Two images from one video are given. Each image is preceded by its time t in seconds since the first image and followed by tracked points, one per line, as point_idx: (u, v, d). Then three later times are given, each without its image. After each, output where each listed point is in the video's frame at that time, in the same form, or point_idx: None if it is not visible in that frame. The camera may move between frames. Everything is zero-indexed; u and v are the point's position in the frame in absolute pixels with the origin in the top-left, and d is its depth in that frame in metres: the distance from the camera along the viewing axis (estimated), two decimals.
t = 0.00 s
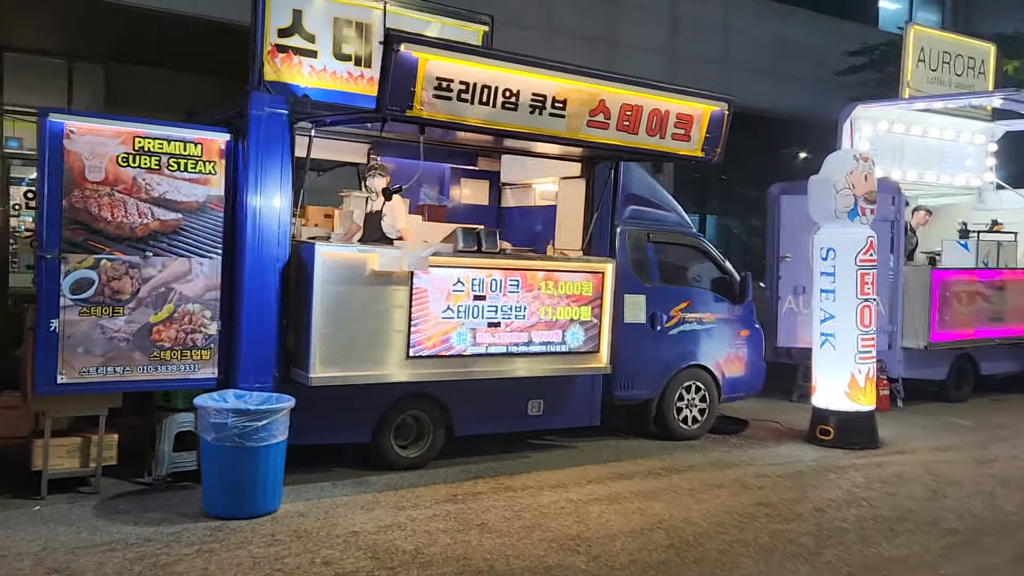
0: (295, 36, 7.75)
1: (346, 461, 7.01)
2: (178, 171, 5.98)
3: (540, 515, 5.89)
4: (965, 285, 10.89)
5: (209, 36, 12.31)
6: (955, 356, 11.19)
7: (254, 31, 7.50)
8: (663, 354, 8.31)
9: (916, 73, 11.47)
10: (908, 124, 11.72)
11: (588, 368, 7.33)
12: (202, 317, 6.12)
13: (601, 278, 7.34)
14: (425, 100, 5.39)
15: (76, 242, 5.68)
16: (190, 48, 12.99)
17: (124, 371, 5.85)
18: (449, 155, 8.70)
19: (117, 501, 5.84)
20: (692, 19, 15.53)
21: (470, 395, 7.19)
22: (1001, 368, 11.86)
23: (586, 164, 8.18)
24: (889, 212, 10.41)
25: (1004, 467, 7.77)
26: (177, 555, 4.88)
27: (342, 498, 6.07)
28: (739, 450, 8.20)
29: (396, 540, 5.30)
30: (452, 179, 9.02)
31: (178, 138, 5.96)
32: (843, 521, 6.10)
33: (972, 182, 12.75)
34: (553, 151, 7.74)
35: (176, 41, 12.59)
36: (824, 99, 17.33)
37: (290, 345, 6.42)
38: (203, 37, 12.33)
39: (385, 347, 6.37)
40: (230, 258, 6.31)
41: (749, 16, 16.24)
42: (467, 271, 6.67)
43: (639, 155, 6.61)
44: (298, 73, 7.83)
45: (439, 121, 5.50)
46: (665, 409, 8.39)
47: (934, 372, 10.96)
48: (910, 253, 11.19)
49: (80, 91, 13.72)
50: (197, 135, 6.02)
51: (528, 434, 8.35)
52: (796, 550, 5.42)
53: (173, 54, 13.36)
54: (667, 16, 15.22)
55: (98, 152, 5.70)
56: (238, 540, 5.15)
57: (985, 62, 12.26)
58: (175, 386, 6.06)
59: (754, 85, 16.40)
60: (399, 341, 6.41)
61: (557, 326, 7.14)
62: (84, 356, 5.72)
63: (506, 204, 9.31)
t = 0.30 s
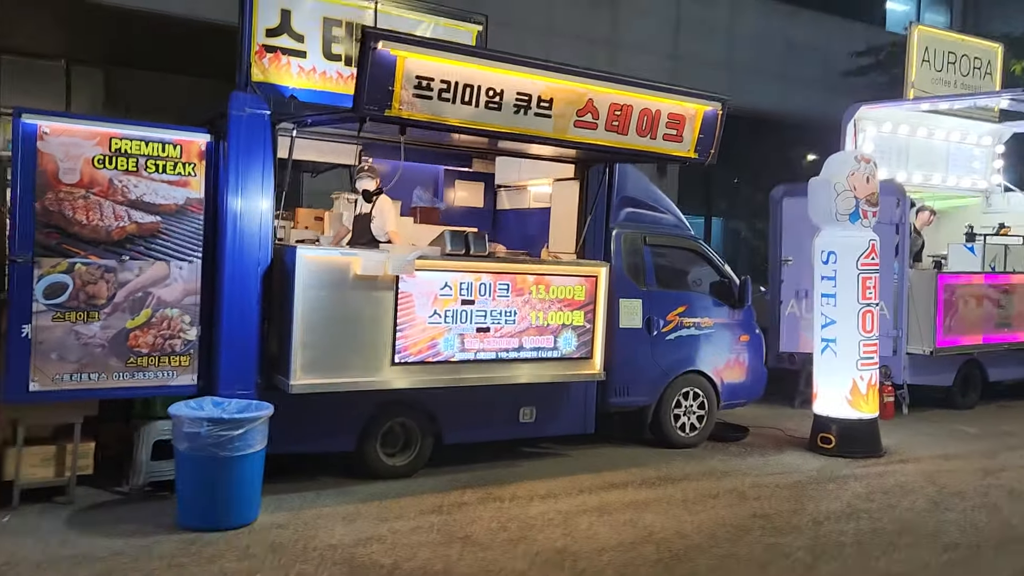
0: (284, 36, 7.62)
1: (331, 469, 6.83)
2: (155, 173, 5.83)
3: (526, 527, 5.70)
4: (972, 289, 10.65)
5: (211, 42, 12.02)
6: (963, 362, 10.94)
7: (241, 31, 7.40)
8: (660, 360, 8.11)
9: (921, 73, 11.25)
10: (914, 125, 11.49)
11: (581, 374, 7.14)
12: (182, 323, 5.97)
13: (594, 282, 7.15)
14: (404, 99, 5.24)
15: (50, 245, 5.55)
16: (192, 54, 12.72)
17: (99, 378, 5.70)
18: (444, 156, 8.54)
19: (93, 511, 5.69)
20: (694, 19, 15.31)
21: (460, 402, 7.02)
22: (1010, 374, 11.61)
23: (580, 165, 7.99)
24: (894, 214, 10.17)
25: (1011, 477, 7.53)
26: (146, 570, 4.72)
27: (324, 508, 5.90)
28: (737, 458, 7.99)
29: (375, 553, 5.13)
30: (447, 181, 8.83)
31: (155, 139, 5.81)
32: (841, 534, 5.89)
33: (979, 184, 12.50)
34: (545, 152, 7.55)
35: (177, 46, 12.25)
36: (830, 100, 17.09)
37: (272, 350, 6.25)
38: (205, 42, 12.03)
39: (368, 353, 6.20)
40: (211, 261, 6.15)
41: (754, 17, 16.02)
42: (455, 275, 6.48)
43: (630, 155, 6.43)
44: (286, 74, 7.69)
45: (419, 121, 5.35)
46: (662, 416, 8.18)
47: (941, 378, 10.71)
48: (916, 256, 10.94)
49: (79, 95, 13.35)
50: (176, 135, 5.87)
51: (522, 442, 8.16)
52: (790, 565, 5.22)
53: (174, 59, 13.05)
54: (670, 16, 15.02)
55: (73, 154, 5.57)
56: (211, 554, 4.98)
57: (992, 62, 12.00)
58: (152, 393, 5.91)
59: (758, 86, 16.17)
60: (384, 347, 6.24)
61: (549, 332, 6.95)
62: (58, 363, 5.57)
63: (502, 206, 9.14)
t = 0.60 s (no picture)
0: (276, 31, 7.57)
1: (323, 470, 6.72)
2: (140, 170, 5.76)
3: (516, 530, 5.57)
4: (984, 288, 10.42)
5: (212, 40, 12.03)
6: (975, 362, 10.70)
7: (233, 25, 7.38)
8: (660, 360, 7.95)
9: (932, 67, 11.03)
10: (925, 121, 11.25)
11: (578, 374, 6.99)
12: (168, 322, 5.89)
13: (590, 280, 7.01)
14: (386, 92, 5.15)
15: (32, 243, 5.49)
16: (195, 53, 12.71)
17: (84, 378, 5.64)
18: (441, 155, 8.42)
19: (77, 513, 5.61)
20: (703, 15, 15.11)
21: (454, 402, 6.89)
22: None
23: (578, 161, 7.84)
24: (903, 211, 9.97)
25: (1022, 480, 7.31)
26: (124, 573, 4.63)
27: (311, 511, 5.79)
28: (740, 460, 7.81)
29: (359, 557, 5.01)
30: (445, 179, 8.82)
31: (139, 135, 5.74)
32: (841, 538, 5.71)
33: (993, 180, 12.24)
34: (542, 147, 7.41)
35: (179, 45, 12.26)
36: (842, 96, 16.84)
37: (260, 350, 6.15)
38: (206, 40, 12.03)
39: (357, 353, 6.09)
40: (197, 259, 6.06)
41: (764, 13, 15.80)
42: (446, 273, 6.36)
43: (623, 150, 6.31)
44: (279, 69, 7.56)
45: (401, 114, 5.23)
46: (662, 418, 8.03)
47: (952, 379, 10.48)
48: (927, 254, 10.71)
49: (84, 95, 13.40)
50: (161, 131, 5.80)
51: (521, 442, 8.03)
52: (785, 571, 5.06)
53: (178, 58, 13.05)
54: (677, 12, 14.83)
55: (56, 150, 5.51)
56: (191, 557, 4.87)
57: (1005, 55, 11.73)
58: (138, 393, 5.83)
59: (769, 83, 15.95)
60: (373, 346, 6.14)
61: (544, 331, 6.81)
62: (40, 362, 5.51)
63: (500, 204, 8.99)
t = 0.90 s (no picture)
0: (272, 25, 7.47)
1: (312, 470, 6.65)
2: (125, 165, 5.68)
3: (500, 533, 5.46)
4: (999, 287, 10.16)
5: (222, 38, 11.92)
6: (991, 364, 10.43)
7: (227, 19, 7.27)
8: (660, 359, 7.79)
9: (949, 61, 10.72)
10: (940, 116, 10.96)
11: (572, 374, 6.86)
12: (153, 319, 5.82)
13: (586, 278, 6.87)
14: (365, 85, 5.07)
15: (15, 238, 5.45)
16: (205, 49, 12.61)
17: (66, 374, 5.59)
18: (436, 149, 8.26)
19: (60, 510, 5.57)
20: (717, 10, 14.87)
21: (446, 401, 6.78)
22: None
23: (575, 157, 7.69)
24: (917, 209, 9.71)
25: None
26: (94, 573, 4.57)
27: (294, 511, 5.71)
28: (741, 463, 7.64)
29: (335, 559, 4.92)
30: (443, 176, 8.63)
31: (124, 129, 5.66)
32: (836, 546, 5.54)
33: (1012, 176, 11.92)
34: (538, 143, 7.27)
35: (190, 41, 12.14)
36: (859, 91, 16.53)
37: (246, 348, 6.07)
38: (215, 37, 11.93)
39: (343, 351, 5.99)
40: (184, 255, 5.98)
41: (779, 7, 15.54)
42: (437, 270, 6.25)
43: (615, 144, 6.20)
44: (274, 64, 7.50)
45: (383, 107, 5.17)
46: (662, 418, 7.87)
47: (967, 381, 10.22)
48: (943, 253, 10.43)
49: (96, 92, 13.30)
50: (146, 126, 5.72)
51: (518, 442, 7.91)
52: None
53: (189, 55, 12.95)
54: (691, 6, 14.60)
55: (39, 145, 5.46)
56: (164, 558, 4.80)
57: None
58: (122, 391, 5.77)
59: (784, 78, 15.69)
60: (361, 345, 6.04)
61: (537, 329, 6.69)
62: (22, 359, 5.47)
63: (501, 199, 8.85)
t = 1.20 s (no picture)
0: (266, 17, 7.37)
1: (300, 465, 6.59)
2: (109, 157, 5.63)
3: (484, 532, 5.35)
4: (1014, 284, 9.91)
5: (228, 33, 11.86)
6: (1006, 362, 10.16)
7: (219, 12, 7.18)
8: (657, 356, 7.67)
9: (964, 51, 10.42)
10: (955, 108, 10.68)
11: (564, 370, 6.75)
12: (137, 312, 5.77)
13: (579, 273, 6.76)
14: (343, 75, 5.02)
15: None
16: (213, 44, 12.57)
17: (50, 368, 5.56)
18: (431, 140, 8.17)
19: (43, 503, 5.54)
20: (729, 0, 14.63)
21: (436, 396, 6.71)
22: None
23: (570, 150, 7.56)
24: (927, 203, 9.49)
25: None
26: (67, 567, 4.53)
27: (276, 507, 5.66)
28: (739, 462, 7.49)
29: (312, 557, 4.83)
30: (441, 170, 8.64)
31: (108, 121, 5.61)
32: (829, 549, 5.38)
33: None
34: (533, 135, 7.15)
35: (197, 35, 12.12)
36: (875, 83, 16.23)
37: (231, 342, 6.01)
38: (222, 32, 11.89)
39: (329, 346, 5.92)
40: (169, 248, 5.93)
41: None
42: (425, 264, 6.16)
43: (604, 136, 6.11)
44: (268, 57, 7.38)
45: (360, 98, 5.12)
46: (660, 416, 7.73)
47: (980, 380, 9.98)
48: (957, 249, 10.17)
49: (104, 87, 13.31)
50: (131, 118, 5.66)
51: (513, 439, 7.80)
52: None
53: (197, 49, 12.92)
54: None
55: (22, 137, 5.42)
56: (139, 554, 4.75)
57: None
58: (107, 384, 5.74)
59: (798, 70, 15.42)
60: (346, 340, 5.97)
61: (528, 325, 6.59)
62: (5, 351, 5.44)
63: (499, 192, 8.77)
